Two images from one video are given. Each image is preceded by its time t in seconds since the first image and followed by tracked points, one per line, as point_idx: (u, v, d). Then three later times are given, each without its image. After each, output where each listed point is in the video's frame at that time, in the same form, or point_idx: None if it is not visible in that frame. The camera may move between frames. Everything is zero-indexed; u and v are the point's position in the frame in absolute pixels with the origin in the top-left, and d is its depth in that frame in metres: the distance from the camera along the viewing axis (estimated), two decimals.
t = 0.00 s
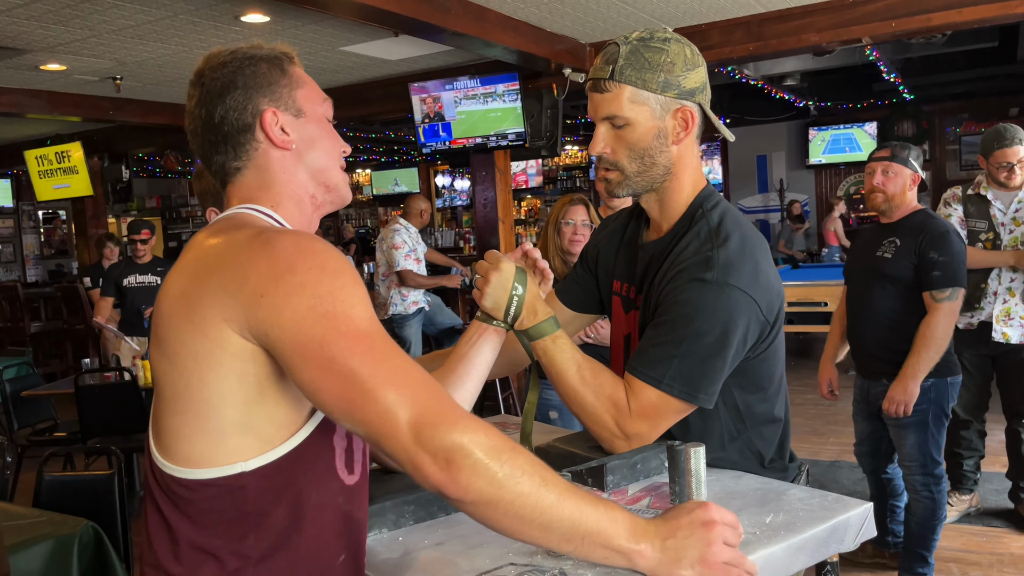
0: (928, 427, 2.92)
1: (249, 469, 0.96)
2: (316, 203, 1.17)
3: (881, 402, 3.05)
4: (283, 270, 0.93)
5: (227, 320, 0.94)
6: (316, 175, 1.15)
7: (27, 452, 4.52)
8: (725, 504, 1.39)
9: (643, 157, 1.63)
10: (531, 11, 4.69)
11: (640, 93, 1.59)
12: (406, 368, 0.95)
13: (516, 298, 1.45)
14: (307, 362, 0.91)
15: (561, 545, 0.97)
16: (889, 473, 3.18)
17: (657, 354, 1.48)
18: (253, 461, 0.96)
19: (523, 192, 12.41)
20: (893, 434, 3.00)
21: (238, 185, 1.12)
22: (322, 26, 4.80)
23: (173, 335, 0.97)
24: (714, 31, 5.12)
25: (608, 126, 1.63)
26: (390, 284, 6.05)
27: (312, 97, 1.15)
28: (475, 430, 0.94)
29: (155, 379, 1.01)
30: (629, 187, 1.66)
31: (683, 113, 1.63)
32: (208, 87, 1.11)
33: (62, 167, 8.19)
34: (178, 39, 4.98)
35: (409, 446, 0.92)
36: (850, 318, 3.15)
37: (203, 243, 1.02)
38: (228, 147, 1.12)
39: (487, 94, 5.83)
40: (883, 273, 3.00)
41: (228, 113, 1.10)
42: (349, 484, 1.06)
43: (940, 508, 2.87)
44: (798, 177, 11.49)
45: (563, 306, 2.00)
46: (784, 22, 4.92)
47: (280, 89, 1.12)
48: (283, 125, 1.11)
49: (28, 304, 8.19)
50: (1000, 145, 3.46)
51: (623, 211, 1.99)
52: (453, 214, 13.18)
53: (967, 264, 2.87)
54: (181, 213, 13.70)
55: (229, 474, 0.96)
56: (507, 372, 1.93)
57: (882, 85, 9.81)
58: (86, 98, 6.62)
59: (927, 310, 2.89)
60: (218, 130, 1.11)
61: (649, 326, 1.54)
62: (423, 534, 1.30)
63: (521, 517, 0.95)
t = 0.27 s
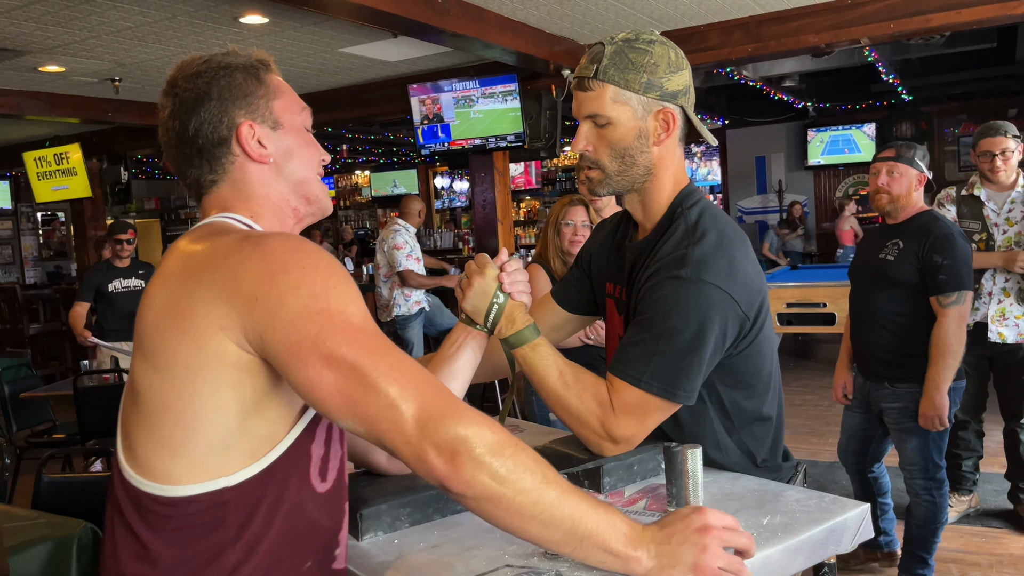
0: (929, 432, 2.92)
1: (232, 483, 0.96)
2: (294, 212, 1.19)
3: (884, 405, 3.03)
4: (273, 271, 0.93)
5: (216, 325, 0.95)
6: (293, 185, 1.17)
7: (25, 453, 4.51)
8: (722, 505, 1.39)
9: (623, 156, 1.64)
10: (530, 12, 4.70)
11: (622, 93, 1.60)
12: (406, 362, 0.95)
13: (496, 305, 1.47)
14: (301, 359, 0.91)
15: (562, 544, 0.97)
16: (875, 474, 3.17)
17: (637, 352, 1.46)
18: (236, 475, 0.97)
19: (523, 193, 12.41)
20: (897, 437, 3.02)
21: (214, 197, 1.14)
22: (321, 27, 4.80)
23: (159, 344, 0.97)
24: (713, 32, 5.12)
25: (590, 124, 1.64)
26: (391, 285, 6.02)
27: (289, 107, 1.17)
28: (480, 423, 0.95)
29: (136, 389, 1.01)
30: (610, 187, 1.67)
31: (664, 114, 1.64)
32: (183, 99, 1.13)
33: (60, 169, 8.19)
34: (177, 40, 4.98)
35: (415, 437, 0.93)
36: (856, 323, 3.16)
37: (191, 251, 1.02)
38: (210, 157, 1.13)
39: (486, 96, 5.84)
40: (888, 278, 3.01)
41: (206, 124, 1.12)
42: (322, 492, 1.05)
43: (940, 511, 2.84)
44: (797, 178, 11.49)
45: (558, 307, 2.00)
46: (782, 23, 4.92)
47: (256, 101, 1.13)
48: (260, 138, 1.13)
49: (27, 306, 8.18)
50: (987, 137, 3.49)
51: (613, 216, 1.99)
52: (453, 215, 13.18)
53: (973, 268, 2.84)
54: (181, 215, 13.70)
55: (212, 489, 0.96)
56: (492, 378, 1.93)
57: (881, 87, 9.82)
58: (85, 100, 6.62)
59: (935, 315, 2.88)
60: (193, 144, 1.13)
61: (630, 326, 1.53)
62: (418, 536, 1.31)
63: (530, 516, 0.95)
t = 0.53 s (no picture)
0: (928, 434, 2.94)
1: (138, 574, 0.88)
2: (217, 259, 1.09)
3: (881, 407, 3.05)
4: (192, 355, 0.84)
5: (131, 415, 0.86)
6: (213, 234, 1.07)
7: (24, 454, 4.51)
8: (714, 508, 1.39)
9: (614, 157, 1.65)
10: (529, 13, 4.70)
11: (612, 93, 1.61)
12: (358, 424, 0.90)
13: (486, 306, 1.50)
14: (238, 444, 0.85)
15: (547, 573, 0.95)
16: (878, 479, 3.17)
17: (621, 356, 1.48)
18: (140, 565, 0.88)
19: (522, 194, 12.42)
20: (896, 439, 3.03)
21: (129, 254, 1.04)
22: (321, 28, 4.80)
23: (68, 443, 0.88)
24: (711, 33, 5.13)
25: (580, 126, 1.65)
26: (397, 285, 6.04)
27: (206, 143, 1.07)
28: (448, 469, 0.92)
29: (42, 489, 0.91)
30: (600, 188, 1.68)
31: (655, 114, 1.65)
32: (82, 149, 1.01)
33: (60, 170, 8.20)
34: (176, 41, 4.98)
35: (381, 498, 0.88)
36: (854, 324, 3.15)
37: (97, 328, 0.92)
38: (125, 212, 1.02)
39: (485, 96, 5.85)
40: (887, 279, 3.01)
41: (115, 176, 1.01)
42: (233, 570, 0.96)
43: (940, 510, 2.85)
44: (796, 179, 11.49)
45: (547, 306, 2.01)
46: (780, 24, 4.93)
47: (167, 144, 1.03)
48: (171, 186, 1.03)
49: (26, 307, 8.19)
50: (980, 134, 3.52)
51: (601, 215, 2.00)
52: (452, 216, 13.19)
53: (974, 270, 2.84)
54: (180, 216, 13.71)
55: None
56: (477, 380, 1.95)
57: (880, 87, 9.83)
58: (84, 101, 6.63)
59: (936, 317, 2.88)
60: (99, 200, 1.02)
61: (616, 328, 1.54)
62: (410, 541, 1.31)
63: (512, 552, 0.93)
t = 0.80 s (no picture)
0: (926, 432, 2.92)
1: None
2: (191, 296, 1.12)
3: (879, 408, 3.05)
4: (165, 402, 0.84)
5: (105, 469, 0.85)
6: (185, 270, 1.09)
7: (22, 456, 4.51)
8: (712, 508, 1.39)
9: (611, 159, 1.65)
10: (527, 14, 4.71)
11: (606, 95, 1.62)
12: (343, 452, 0.90)
13: (483, 312, 1.53)
14: (220, 488, 0.84)
15: None
16: (876, 479, 3.17)
17: (623, 358, 1.48)
18: None
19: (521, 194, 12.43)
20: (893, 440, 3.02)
21: (102, 294, 1.06)
22: (320, 29, 4.80)
23: (42, 500, 0.87)
24: (710, 34, 5.14)
25: (576, 128, 1.65)
26: (405, 283, 6.06)
27: (173, 178, 1.09)
28: (441, 486, 0.93)
29: (18, 550, 0.91)
30: (599, 190, 1.68)
31: (650, 114, 1.65)
32: (46, 193, 1.04)
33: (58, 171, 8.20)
34: (175, 42, 4.98)
35: (376, 521, 0.89)
36: (849, 325, 3.15)
37: (67, 381, 0.93)
38: (98, 252, 1.04)
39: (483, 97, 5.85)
40: (883, 278, 3.01)
41: (83, 219, 1.04)
42: None
43: (938, 511, 2.85)
44: (795, 179, 11.50)
45: (545, 308, 2.01)
46: (779, 25, 4.94)
47: (132, 185, 1.05)
48: (139, 226, 1.05)
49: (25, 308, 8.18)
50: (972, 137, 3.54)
51: (598, 217, 2.00)
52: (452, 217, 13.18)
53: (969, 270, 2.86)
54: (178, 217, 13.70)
55: None
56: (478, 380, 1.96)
57: (878, 87, 9.84)
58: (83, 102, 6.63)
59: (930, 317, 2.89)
60: (66, 243, 1.04)
61: (617, 331, 1.54)
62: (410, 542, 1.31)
63: (511, 561, 0.93)
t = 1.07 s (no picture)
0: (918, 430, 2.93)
1: None
2: (201, 295, 1.12)
3: (869, 407, 3.06)
4: (173, 403, 0.84)
5: (112, 470, 0.85)
6: (195, 267, 1.09)
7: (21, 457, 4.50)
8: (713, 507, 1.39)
9: (609, 162, 1.65)
10: (526, 15, 4.71)
11: (605, 98, 1.61)
12: (352, 450, 0.90)
13: (482, 319, 1.51)
14: (230, 488, 0.84)
15: None
16: (872, 478, 3.17)
17: (625, 361, 1.47)
18: None
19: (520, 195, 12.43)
20: (885, 439, 3.04)
21: (110, 290, 1.06)
22: (318, 30, 4.80)
23: (50, 500, 0.87)
24: (709, 34, 5.14)
25: (575, 131, 1.65)
26: (417, 280, 6.12)
27: (190, 178, 1.09)
28: (452, 484, 0.93)
29: (25, 549, 0.90)
30: (597, 194, 1.69)
31: (649, 118, 1.65)
32: (60, 185, 1.04)
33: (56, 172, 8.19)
34: (174, 43, 4.97)
35: (386, 520, 0.89)
36: (840, 325, 3.15)
37: (73, 377, 0.92)
38: (106, 248, 1.04)
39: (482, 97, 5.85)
40: (874, 278, 3.01)
41: (94, 214, 1.03)
42: None
43: (933, 508, 2.85)
44: (794, 180, 11.50)
45: (546, 309, 2.01)
46: (777, 25, 4.95)
47: (150, 180, 1.05)
48: (155, 220, 1.05)
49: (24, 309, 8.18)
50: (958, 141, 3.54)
51: (597, 219, 2.00)
52: (451, 217, 13.18)
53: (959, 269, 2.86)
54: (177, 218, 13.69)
55: None
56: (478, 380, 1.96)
57: (877, 88, 9.85)
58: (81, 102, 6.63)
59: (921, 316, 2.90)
60: (78, 235, 1.04)
61: (620, 332, 1.53)
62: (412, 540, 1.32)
63: (520, 560, 0.93)
